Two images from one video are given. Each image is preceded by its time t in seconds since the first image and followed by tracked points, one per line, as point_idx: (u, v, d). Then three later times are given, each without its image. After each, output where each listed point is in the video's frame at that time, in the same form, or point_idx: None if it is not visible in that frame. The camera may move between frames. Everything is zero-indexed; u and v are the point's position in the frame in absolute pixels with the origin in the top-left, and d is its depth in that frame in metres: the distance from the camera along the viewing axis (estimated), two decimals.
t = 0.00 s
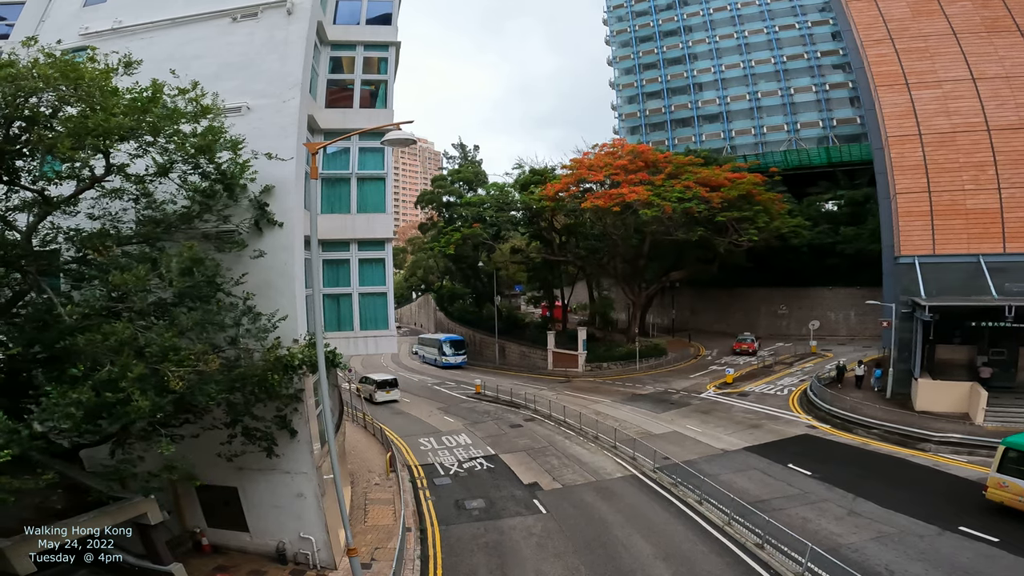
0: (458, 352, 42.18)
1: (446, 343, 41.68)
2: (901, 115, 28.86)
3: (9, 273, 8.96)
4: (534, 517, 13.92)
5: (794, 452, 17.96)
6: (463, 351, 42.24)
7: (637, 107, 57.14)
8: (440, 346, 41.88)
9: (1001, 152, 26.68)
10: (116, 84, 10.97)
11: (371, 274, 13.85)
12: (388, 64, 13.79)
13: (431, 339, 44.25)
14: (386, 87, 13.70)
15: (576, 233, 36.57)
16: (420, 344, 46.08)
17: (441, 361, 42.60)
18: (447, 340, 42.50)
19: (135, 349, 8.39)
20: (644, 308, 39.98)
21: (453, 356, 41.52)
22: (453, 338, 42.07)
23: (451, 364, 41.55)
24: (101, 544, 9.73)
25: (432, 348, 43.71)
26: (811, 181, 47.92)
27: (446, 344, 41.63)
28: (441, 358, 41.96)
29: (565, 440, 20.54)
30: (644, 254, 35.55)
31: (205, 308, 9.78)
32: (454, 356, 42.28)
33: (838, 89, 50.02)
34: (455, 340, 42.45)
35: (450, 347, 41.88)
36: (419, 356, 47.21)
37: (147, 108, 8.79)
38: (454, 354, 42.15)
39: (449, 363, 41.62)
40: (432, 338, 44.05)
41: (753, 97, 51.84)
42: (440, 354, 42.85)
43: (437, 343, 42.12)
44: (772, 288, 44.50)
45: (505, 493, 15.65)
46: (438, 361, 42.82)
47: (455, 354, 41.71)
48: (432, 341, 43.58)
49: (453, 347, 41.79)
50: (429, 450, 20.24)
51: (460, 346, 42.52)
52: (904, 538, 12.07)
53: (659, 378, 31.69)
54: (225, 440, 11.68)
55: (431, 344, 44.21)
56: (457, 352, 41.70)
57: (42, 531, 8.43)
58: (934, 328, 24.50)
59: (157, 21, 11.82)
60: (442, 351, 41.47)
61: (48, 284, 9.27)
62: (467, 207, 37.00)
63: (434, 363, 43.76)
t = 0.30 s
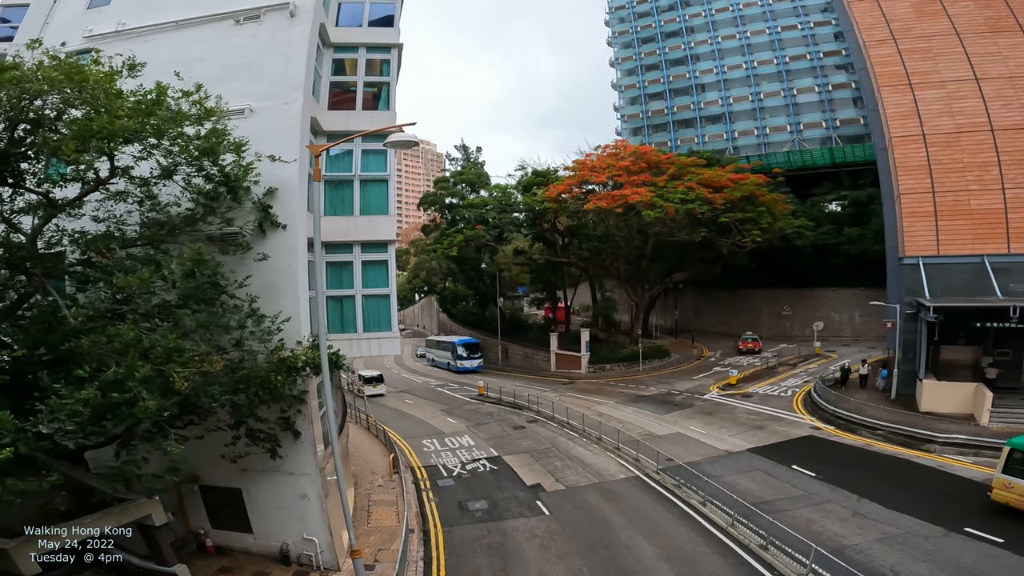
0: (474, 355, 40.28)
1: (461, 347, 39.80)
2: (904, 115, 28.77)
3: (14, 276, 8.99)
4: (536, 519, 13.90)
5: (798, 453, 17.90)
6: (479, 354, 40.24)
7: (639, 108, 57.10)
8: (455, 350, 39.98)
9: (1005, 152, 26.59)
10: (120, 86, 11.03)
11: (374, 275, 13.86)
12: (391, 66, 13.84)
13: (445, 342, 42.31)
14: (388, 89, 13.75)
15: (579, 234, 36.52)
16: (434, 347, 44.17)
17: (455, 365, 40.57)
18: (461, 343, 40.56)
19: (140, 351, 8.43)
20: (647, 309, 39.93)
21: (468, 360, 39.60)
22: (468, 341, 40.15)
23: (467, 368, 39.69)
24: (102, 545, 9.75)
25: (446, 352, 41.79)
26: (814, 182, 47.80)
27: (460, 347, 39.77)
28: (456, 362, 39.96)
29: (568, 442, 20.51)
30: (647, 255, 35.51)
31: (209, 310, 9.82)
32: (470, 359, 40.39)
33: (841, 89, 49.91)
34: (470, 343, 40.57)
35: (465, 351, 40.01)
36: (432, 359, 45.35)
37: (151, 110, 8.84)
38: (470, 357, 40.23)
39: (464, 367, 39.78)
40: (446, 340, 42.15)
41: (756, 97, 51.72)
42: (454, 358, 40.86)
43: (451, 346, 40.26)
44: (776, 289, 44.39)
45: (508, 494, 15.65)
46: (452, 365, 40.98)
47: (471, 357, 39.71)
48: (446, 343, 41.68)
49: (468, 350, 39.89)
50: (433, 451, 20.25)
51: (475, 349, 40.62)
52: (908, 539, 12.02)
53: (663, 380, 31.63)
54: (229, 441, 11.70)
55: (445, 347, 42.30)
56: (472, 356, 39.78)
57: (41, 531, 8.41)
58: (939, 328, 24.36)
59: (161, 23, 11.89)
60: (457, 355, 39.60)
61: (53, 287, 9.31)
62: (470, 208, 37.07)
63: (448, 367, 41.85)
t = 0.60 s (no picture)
0: (491, 361, 38.10)
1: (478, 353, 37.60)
2: (907, 117, 28.76)
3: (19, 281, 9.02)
4: (540, 523, 13.85)
5: (803, 457, 17.81)
6: (497, 361, 38.03)
7: (641, 112, 57.16)
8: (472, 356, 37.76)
9: (1008, 154, 26.55)
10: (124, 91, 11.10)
11: (377, 280, 13.87)
12: (393, 71, 13.87)
13: (460, 348, 40.07)
14: (390, 94, 13.80)
15: (582, 239, 36.49)
16: (447, 353, 41.92)
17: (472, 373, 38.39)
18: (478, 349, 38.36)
19: (144, 355, 8.47)
20: (650, 313, 39.88)
21: (486, 367, 37.41)
22: (485, 346, 37.97)
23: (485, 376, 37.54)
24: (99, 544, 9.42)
25: (461, 358, 39.54)
26: (817, 185, 47.73)
27: (477, 353, 37.61)
28: (473, 369, 37.75)
29: (571, 446, 20.45)
30: (650, 259, 35.46)
31: (213, 315, 9.86)
32: (487, 366, 38.21)
33: (843, 92, 49.92)
34: (487, 349, 38.34)
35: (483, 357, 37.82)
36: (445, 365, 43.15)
37: (155, 115, 8.90)
38: (487, 364, 38.05)
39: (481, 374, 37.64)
40: (461, 346, 39.93)
41: (757, 100, 51.74)
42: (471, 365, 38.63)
43: (467, 353, 38.09)
44: (779, 293, 44.32)
45: (512, 498, 15.61)
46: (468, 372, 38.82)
47: (489, 364, 37.53)
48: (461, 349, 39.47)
49: (485, 357, 37.71)
50: (436, 456, 20.23)
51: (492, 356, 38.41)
52: (915, 542, 11.93)
53: (666, 384, 31.54)
54: (233, 446, 11.70)
55: (460, 353, 40.07)
56: (490, 362, 37.60)
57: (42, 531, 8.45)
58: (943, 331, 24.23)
59: (164, 28, 12.00)
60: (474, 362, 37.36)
61: (58, 293, 9.35)
62: (472, 214, 37.17)
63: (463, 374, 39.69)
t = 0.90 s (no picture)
0: (517, 380, 35.49)
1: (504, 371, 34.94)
2: (910, 126, 28.81)
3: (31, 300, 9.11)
4: (549, 537, 13.69)
5: (817, 468, 17.57)
6: (523, 379, 35.49)
7: (644, 125, 57.42)
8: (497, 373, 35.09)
9: (1013, 160, 26.51)
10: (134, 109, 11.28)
11: (384, 298, 13.94)
12: (397, 87, 14.03)
13: (482, 364, 37.43)
14: (395, 110, 13.94)
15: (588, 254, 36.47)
16: (467, 370, 39.20)
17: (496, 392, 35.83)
18: (502, 365, 35.85)
19: (154, 372, 8.55)
20: (658, 327, 39.70)
21: (512, 386, 34.86)
22: (512, 364, 35.39)
23: (510, 395, 34.90)
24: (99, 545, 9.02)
25: (484, 375, 36.86)
26: (823, 196, 47.66)
27: (503, 371, 35.03)
28: (498, 388, 35.17)
29: (580, 460, 20.28)
30: (656, 272, 35.37)
31: (222, 333, 9.92)
32: (513, 384, 35.61)
33: (846, 101, 50.05)
34: (512, 366, 35.76)
35: (509, 375, 35.13)
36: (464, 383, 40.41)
37: (164, 133, 9.04)
38: (513, 382, 35.43)
39: (507, 393, 34.96)
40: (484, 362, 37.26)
41: (760, 111, 51.91)
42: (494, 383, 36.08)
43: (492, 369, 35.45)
44: (787, 305, 44.09)
45: (521, 513, 15.46)
46: (491, 391, 36.20)
47: (515, 383, 34.99)
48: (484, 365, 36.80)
49: (511, 375, 35.08)
50: (443, 471, 20.11)
51: (518, 373, 35.87)
52: (933, 551, 11.70)
53: (675, 397, 31.30)
54: (241, 462, 11.65)
55: (482, 370, 37.49)
56: (516, 381, 35.06)
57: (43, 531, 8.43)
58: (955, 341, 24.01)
59: (173, 45, 12.20)
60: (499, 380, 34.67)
61: (69, 311, 9.42)
62: (478, 230, 37.38)
63: (486, 393, 37.01)
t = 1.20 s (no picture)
0: (542, 396, 32.85)
1: (528, 387, 32.38)
2: (911, 134, 28.90)
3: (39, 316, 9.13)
4: (555, 550, 13.53)
5: (826, 478, 17.37)
6: (548, 397, 32.83)
7: (645, 137, 57.72)
8: (520, 390, 32.50)
9: (1015, 168, 26.51)
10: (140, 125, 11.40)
11: (389, 313, 13.94)
12: (399, 102, 14.17)
13: (503, 380, 34.88)
14: (398, 126, 14.07)
15: (591, 267, 36.46)
16: (487, 386, 36.58)
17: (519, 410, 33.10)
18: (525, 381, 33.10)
19: (162, 389, 8.60)
20: (662, 340, 39.58)
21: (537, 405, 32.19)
22: (536, 379, 32.81)
23: (535, 413, 32.32)
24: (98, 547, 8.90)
25: (505, 392, 34.23)
26: (826, 206, 47.65)
27: (526, 387, 32.48)
28: (522, 407, 32.43)
29: (586, 473, 20.13)
30: (660, 285, 35.28)
31: (228, 350, 10.03)
32: (537, 402, 33.00)
33: (846, 110, 50.26)
34: (537, 382, 32.98)
35: (533, 392, 32.53)
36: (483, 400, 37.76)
37: (171, 150, 9.15)
38: (537, 400, 32.71)
39: (531, 411, 32.36)
40: (506, 377, 34.68)
41: (761, 122, 52.12)
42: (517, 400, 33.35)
43: (516, 386, 32.91)
44: (791, 315, 43.93)
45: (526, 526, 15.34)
46: (513, 408, 33.62)
47: (540, 402, 32.32)
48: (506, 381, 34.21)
49: (536, 392, 32.48)
50: (449, 485, 19.99)
51: (543, 390, 33.14)
52: (945, 560, 11.54)
53: (681, 410, 31.12)
54: (247, 476, 11.57)
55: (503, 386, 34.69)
56: (541, 400, 32.38)
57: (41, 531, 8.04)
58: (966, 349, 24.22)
59: (179, 61, 12.34)
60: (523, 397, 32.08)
61: (76, 328, 9.44)
62: (481, 244, 37.55)
63: (507, 410, 34.41)
